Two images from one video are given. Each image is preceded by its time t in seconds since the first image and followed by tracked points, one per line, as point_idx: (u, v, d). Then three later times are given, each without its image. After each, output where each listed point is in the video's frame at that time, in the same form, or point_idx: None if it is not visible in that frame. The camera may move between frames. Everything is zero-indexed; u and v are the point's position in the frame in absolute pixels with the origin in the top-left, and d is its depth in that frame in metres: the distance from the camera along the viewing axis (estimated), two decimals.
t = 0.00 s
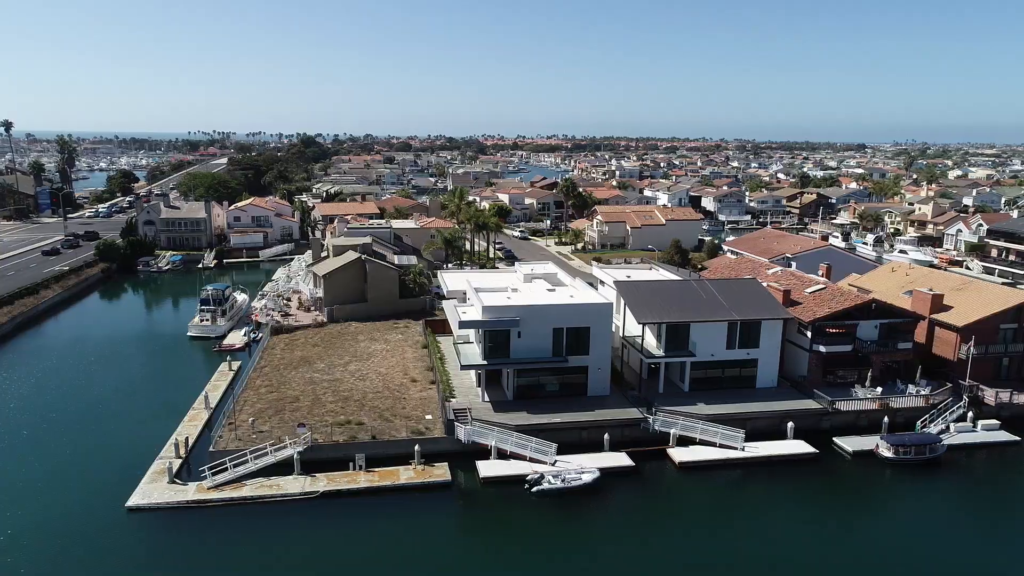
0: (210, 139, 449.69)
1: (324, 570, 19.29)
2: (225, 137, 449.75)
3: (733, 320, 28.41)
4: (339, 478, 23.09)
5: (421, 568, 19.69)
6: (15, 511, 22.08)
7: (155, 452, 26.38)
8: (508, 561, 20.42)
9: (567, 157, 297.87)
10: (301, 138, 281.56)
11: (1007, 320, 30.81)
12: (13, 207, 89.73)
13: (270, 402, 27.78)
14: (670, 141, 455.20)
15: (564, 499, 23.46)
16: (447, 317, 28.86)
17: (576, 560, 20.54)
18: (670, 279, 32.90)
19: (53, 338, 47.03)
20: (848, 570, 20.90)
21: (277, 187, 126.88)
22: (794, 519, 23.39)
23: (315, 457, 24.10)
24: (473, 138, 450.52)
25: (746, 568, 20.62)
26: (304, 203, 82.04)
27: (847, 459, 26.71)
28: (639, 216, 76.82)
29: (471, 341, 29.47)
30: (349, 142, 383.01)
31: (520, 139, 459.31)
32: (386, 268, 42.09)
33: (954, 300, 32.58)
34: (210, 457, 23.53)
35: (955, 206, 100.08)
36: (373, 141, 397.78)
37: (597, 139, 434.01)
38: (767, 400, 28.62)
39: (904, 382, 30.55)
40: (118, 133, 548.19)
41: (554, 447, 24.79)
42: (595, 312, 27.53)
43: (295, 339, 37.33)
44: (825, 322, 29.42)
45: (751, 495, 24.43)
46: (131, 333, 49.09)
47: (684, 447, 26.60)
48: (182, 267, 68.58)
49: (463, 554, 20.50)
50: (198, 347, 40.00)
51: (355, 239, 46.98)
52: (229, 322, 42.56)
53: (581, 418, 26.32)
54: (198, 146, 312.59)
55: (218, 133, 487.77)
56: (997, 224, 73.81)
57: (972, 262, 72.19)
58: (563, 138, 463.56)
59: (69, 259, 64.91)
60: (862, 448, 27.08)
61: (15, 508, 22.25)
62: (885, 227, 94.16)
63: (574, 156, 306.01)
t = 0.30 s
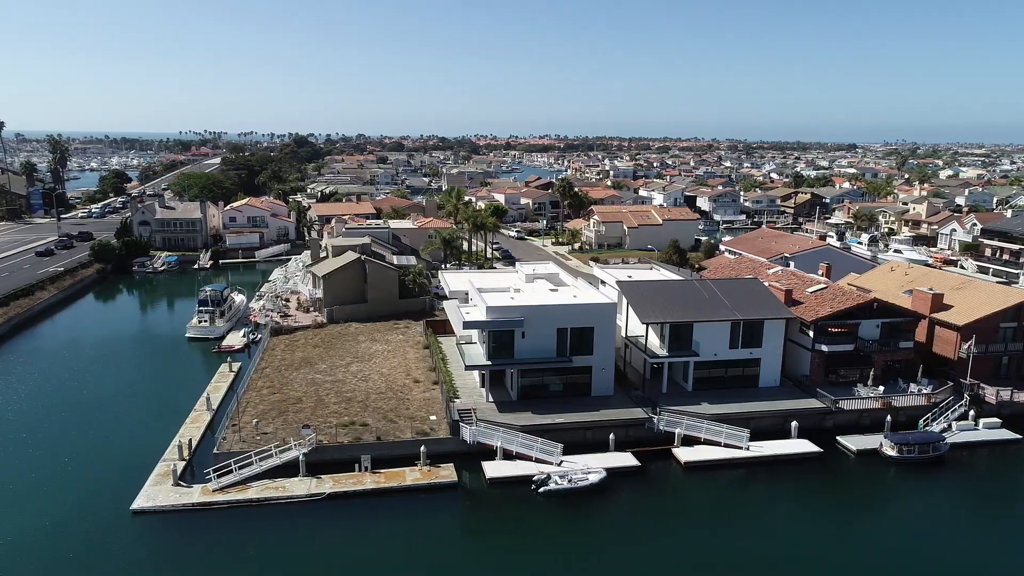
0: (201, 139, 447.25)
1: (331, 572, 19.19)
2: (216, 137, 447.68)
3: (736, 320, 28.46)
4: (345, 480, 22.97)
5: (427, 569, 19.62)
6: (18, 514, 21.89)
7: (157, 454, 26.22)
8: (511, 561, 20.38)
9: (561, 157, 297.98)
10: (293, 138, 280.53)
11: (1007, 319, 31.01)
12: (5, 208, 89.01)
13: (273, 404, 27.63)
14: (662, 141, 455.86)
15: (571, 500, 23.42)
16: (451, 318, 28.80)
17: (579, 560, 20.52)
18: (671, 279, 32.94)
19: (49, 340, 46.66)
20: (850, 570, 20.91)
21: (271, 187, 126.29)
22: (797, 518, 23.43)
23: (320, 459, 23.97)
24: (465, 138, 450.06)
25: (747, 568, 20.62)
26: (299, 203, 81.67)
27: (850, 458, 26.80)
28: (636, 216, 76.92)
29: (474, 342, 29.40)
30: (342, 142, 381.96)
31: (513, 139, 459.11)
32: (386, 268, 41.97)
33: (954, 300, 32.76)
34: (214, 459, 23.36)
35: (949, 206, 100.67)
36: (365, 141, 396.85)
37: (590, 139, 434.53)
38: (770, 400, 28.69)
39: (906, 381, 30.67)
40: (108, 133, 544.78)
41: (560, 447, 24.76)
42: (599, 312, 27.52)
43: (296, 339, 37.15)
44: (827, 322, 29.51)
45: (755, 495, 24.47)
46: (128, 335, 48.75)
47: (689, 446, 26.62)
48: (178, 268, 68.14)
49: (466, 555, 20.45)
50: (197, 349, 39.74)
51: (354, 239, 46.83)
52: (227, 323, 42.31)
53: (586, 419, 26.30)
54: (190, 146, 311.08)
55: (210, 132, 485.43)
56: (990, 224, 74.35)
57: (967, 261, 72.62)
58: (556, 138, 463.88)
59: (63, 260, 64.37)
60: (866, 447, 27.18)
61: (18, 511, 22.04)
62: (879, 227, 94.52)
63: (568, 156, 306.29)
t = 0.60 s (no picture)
0: (189, 139, 445.34)
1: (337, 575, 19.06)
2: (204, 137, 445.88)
3: (737, 320, 28.55)
4: (348, 482, 22.83)
5: (432, 571, 19.54)
6: (17, 518, 21.58)
7: (157, 456, 25.98)
8: (513, 562, 20.36)
9: (551, 157, 298.36)
10: (283, 138, 278.98)
11: (1002, 317, 31.31)
12: None
13: (274, 406, 27.45)
14: (652, 141, 456.77)
15: (575, 500, 23.40)
16: (452, 318, 28.73)
17: (581, 561, 20.49)
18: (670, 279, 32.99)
19: (41, 342, 46.15)
20: (849, 569, 20.97)
21: (262, 187, 125.61)
22: (798, 517, 23.52)
23: (323, 461, 23.82)
24: (455, 138, 450.09)
25: (747, 568, 20.64)
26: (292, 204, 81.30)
27: (851, 456, 26.95)
28: (630, 216, 77.06)
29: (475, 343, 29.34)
30: (331, 142, 380.70)
31: (503, 139, 459.72)
32: (383, 268, 41.79)
33: (950, 298, 33.03)
34: (216, 462, 23.16)
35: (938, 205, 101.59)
36: (354, 141, 396.02)
37: (580, 139, 434.51)
38: (771, 399, 28.79)
39: (904, 379, 30.89)
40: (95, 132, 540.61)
41: (564, 447, 24.73)
42: (601, 312, 27.52)
43: (293, 340, 36.93)
44: (826, 320, 29.66)
45: (756, 494, 24.54)
46: (121, 336, 48.30)
47: (692, 446, 26.67)
48: (170, 269, 67.63)
49: (468, 556, 20.39)
50: (193, 350, 39.42)
51: (350, 240, 46.64)
52: (223, 324, 41.98)
53: (588, 419, 26.28)
54: (178, 146, 308.65)
55: (198, 132, 482.78)
56: (980, 224, 75.08)
57: (957, 260, 73.31)
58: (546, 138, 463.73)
59: (53, 261, 63.71)
60: (866, 445, 27.33)
61: (16, 516, 21.74)
62: (870, 226, 95.17)
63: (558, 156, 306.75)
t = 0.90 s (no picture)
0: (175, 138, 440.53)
1: None
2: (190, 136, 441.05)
3: (737, 319, 28.63)
4: (352, 483, 22.70)
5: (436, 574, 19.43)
6: (16, 523, 21.28)
7: (158, 458, 25.74)
8: (515, 563, 20.31)
9: (541, 157, 298.36)
10: (271, 138, 277.12)
11: (998, 316, 31.61)
12: None
13: (274, 407, 27.25)
14: (641, 141, 458.08)
15: (579, 500, 23.38)
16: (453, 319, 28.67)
17: (583, 562, 20.43)
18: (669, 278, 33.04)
19: (32, 344, 45.58)
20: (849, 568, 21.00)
21: (252, 188, 124.73)
22: (799, 515, 23.60)
23: (325, 462, 23.67)
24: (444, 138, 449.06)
25: (748, 568, 20.65)
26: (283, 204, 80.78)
27: (851, 454, 27.12)
28: (623, 216, 77.11)
29: (476, 342, 29.27)
30: (319, 141, 378.66)
31: (492, 139, 459.19)
32: (380, 268, 41.60)
33: (946, 296, 33.31)
34: (218, 464, 22.96)
35: (927, 204, 102.39)
36: (343, 141, 394.18)
37: (569, 139, 434.90)
38: (772, 397, 28.91)
39: (902, 377, 31.11)
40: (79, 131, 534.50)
41: (567, 447, 24.72)
42: (602, 312, 27.52)
43: (290, 342, 36.68)
44: (825, 319, 29.83)
45: (758, 493, 24.61)
46: (114, 338, 47.79)
47: (693, 444, 26.73)
48: (162, 270, 67.02)
49: (470, 558, 20.30)
50: (188, 352, 39.06)
51: (346, 240, 46.42)
52: (218, 325, 41.64)
53: (590, 418, 26.26)
54: (165, 146, 306.00)
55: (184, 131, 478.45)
56: (969, 223, 75.82)
57: (947, 259, 73.96)
58: (536, 138, 463.83)
59: (43, 262, 62.95)
60: (866, 443, 27.51)
61: (16, 520, 21.44)
62: (860, 226, 95.78)
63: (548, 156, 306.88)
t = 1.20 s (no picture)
0: (160, 138, 436.76)
1: None
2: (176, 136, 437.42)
3: (737, 318, 28.74)
4: (356, 485, 22.56)
5: None
6: (14, 528, 20.94)
7: (157, 461, 25.43)
8: (516, 565, 20.28)
9: (530, 157, 298.35)
10: (257, 138, 275.11)
11: (991, 314, 31.97)
12: None
13: (274, 409, 27.05)
14: (629, 141, 459.16)
15: (584, 500, 23.36)
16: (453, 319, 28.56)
17: (586, 563, 20.40)
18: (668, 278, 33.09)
19: (22, 347, 44.93)
20: (848, 568, 21.02)
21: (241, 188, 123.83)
22: (798, 515, 23.67)
23: (328, 464, 23.50)
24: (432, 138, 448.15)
25: (748, 567, 20.64)
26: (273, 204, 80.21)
27: (851, 452, 27.29)
28: (615, 215, 77.24)
29: (476, 343, 29.18)
30: (306, 142, 376.56)
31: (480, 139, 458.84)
32: (376, 268, 41.38)
33: (941, 295, 33.63)
34: (219, 467, 22.74)
35: (915, 203, 103.43)
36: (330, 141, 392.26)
37: (556, 139, 435.51)
38: (772, 396, 29.04)
39: (899, 375, 31.35)
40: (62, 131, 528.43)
41: (570, 447, 24.69)
42: (603, 312, 27.51)
43: (287, 343, 36.42)
44: (823, 318, 30.02)
45: (759, 492, 24.69)
46: (105, 340, 47.21)
47: (695, 444, 26.79)
48: (152, 271, 66.35)
49: (472, 560, 20.25)
50: (183, 354, 38.68)
51: (340, 240, 46.16)
52: (212, 327, 41.26)
53: (592, 418, 26.25)
54: (149, 146, 302.56)
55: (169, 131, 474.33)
56: (958, 222, 76.76)
57: (936, 257, 74.70)
58: (523, 138, 463.61)
59: (31, 264, 62.12)
60: (866, 441, 27.70)
61: (15, 525, 21.11)
62: (849, 225, 96.50)
63: (537, 156, 307.04)
